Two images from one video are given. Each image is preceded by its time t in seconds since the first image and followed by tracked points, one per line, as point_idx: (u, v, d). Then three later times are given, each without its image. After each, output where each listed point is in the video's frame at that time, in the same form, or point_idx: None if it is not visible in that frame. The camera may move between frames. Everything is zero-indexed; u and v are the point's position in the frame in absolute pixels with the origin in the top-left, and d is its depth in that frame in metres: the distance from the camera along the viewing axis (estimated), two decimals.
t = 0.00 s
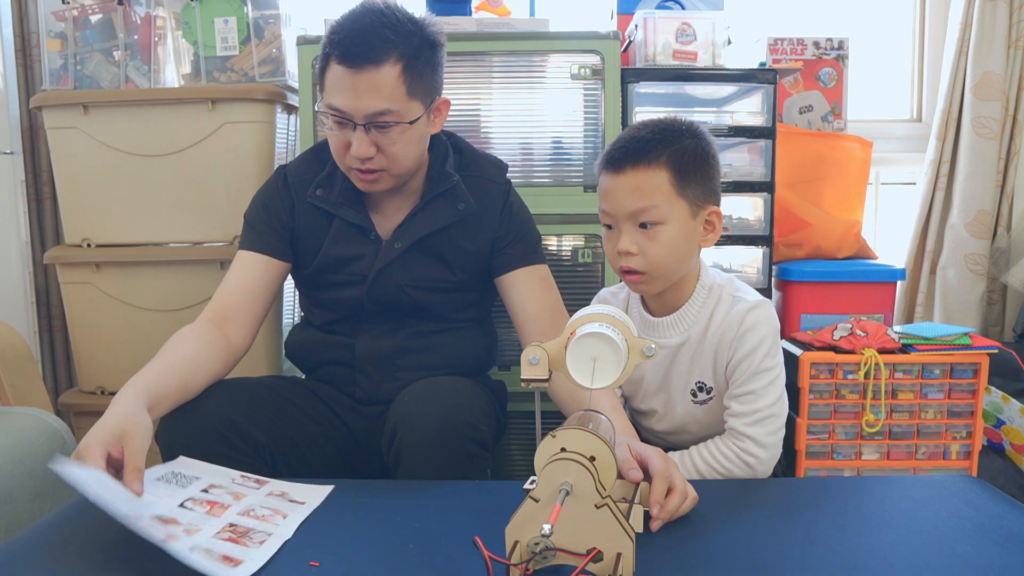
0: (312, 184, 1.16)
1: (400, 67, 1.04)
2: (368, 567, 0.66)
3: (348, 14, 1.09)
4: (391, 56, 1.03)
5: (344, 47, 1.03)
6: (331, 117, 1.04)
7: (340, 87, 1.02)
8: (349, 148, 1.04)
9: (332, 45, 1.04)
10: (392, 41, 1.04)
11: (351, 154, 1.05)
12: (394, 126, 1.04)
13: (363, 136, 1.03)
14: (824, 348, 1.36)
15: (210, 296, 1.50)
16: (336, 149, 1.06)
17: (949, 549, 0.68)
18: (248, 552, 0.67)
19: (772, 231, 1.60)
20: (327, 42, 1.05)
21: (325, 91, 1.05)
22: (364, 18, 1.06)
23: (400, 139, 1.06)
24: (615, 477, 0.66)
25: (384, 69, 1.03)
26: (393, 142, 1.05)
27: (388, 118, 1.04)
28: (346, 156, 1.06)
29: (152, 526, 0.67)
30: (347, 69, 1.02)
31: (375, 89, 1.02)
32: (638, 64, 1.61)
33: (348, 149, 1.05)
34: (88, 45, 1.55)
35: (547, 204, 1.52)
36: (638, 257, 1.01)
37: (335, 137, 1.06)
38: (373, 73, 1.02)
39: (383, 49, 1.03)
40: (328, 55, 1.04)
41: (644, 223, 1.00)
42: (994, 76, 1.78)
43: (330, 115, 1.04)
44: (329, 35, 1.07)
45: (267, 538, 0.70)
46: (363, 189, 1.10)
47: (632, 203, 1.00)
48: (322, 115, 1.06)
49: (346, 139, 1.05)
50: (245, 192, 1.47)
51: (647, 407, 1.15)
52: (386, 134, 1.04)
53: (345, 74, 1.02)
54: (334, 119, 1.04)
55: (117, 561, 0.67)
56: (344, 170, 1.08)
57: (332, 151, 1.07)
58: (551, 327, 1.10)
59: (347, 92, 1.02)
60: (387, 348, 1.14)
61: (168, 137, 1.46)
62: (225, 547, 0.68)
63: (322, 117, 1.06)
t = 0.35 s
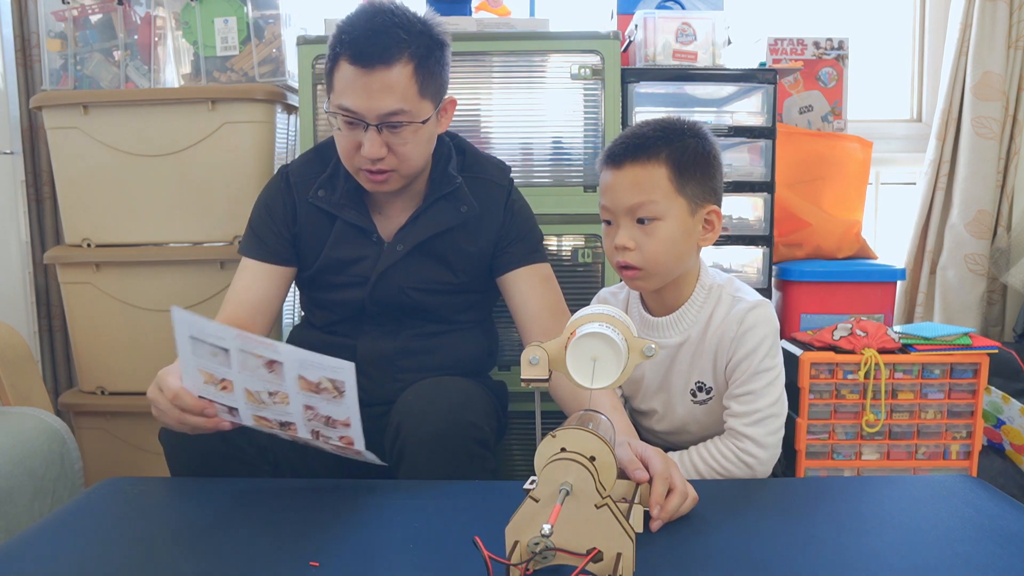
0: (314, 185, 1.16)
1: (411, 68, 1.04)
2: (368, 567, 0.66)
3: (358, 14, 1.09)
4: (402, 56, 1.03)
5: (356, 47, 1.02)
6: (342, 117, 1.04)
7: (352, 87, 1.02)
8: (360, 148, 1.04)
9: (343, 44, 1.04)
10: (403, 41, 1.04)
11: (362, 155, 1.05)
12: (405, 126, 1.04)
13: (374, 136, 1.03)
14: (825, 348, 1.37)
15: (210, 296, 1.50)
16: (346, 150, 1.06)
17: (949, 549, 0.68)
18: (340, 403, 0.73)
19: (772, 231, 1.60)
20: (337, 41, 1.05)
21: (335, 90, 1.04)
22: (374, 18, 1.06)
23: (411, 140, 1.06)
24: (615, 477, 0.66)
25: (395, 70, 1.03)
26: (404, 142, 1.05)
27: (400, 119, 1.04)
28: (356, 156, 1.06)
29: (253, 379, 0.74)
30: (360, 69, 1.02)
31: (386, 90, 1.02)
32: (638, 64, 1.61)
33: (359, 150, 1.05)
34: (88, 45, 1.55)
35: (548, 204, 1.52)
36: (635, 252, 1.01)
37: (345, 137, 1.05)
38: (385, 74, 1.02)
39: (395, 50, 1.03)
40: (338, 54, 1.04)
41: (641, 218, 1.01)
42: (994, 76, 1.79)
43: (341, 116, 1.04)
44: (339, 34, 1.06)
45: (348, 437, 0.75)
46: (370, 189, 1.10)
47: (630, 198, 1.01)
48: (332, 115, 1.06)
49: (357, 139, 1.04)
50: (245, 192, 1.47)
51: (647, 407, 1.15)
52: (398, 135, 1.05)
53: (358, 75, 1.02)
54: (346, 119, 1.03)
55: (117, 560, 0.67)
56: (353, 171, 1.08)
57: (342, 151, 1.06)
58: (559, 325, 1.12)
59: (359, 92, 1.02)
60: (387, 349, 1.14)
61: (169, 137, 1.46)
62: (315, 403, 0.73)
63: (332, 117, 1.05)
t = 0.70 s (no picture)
0: (307, 189, 1.16)
1: (450, 75, 1.06)
2: (368, 567, 0.66)
3: (391, 13, 1.08)
4: (444, 61, 1.05)
5: (408, 51, 1.03)
6: (389, 121, 1.03)
7: (405, 93, 1.03)
8: (401, 153, 1.05)
9: (392, 46, 1.03)
10: (441, 46, 1.05)
11: (402, 159, 1.05)
12: (444, 133, 1.07)
13: (418, 140, 1.04)
14: (824, 348, 1.37)
15: (210, 296, 1.50)
16: (383, 154, 1.05)
17: (949, 549, 0.68)
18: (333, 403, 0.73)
19: (772, 231, 1.60)
20: (382, 42, 1.04)
21: (380, 92, 1.04)
22: (413, 20, 1.06)
23: (445, 142, 1.08)
24: (615, 477, 0.66)
25: (442, 77, 1.04)
26: (440, 145, 1.07)
27: (442, 123, 1.06)
28: (394, 160, 1.06)
29: (245, 383, 0.75)
30: (412, 75, 1.02)
31: (435, 97, 1.04)
32: (638, 64, 1.61)
33: (399, 153, 1.05)
34: (88, 45, 1.55)
35: (548, 204, 1.52)
36: (633, 253, 1.01)
37: (385, 140, 1.05)
38: (434, 80, 1.03)
39: (441, 56, 1.04)
40: (385, 56, 1.03)
41: (640, 219, 1.01)
42: (994, 76, 1.78)
43: (383, 119, 1.04)
44: (380, 34, 1.05)
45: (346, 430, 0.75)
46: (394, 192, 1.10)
47: (629, 199, 1.01)
48: (372, 116, 1.05)
49: (398, 143, 1.05)
50: (245, 192, 1.47)
51: (646, 408, 1.15)
52: (438, 139, 1.06)
53: (410, 81, 1.02)
54: (389, 123, 1.04)
55: (118, 559, 0.67)
56: (384, 176, 1.08)
57: (377, 155, 1.06)
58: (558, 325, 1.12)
59: (412, 98, 1.03)
60: (387, 349, 1.14)
61: (169, 137, 1.46)
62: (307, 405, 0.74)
63: (370, 120, 1.05)
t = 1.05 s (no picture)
0: (310, 187, 1.16)
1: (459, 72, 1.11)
2: (368, 567, 0.66)
3: (399, 13, 1.13)
4: (455, 60, 1.10)
5: (423, 49, 1.07)
6: (409, 117, 1.08)
7: (423, 89, 1.07)
8: (419, 149, 1.08)
9: (406, 45, 1.08)
10: (451, 44, 1.10)
11: (420, 155, 1.09)
12: (458, 129, 1.11)
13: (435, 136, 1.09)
14: (824, 348, 1.36)
15: (210, 296, 1.50)
16: (403, 151, 1.09)
17: (948, 549, 0.68)
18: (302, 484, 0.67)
19: (772, 231, 1.60)
20: (396, 40, 1.08)
21: (398, 90, 1.08)
22: (421, 19, 1.11)
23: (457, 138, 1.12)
24: (615, 477, 0.66)
25: (454, 73, 1.09)
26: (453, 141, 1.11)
27: (456, 119, 1.10)
28: (413, 157, 1.09)
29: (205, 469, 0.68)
30: (428, 72, 1.07)
31: (450, 92, 1.08)
32: (638, 64, 1.61)
33: (417, 150, 1.09)
34: (88, 45, 1.55)
35: (548, 204, 1.52)
36: (629, 255, 1.01)
37: (404, 137, 1.08)
38: (448, 77, 1.08)
39: (453, 53, 1.09)
40: (401, 54, 1.08)
41: (635, 221, 1.00)
42: (994, 76, 1.78)
43: (404, 117, 1.08)
44: (393, 33, 1.09)
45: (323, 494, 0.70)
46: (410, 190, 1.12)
47: (624, 201, 1.00)
48: (391, 113, 1.09)
49: (417, 139, 1.09)
50: (245, 192, 1.47)
51: (645, 408, 1.15)
52: (452, 134, 1.11)
53: (428, 79, 1.07)
54: (410, 121, 1.08)
55: (118, 559, 0.67)
56: (401, 173, 1.10)
57: (396, 153, 1.09)
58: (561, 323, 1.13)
59: (429, 94, 1.07)
60: (387, 349, 1.14)
61: (169, 137, 1.46)
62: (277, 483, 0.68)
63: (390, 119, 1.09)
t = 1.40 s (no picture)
0: (311, 177, 1.17)
1: (425, 39, 1.11)
2: (369, 567, 0.66)
3: None
4: (414, 25, 1.10)
5: (379, 14, 1.08)
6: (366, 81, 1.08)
7: (379, 52, 1.07)
8: (379, 113, 1.08)
9: (363, 14, 1.09)
10: (411, 12, 1.11)
11: (379, 119, 1.08)
12: (421, 93, 1.10)
13: (393, 99, 1.08)
14: (825, 348, 1.36)
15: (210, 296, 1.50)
16: (362, 118, 1.09)
17: (948, 549, 0.68)
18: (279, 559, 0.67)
19: (772, 231, 1.60)
20: (356, 10, 1.10)
21: (355, 55, 1.09)
22: None
23: (426, 106, 1.11)
24: (615, 477, 0.66)
25: (415, 37, 1.09)
26: (419, 106, 1.10)
27: (417, 82, 1.09)
28: (373, 123, 1.09)
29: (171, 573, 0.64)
30: (382, 34, 1.08)
31: (408, 56, 1.08)
32: (638, 64, 1.61)
33: (376, 115, 1.08)
34: (88, 45, 1.55)
35: (548, 204, 1.52)
36: (625, 267, 1.02)
37: (363, 103, 1.09)
38: (407, 41, 1.08)
39: (413, 19, 1.09)
40: (359, 22, 1.09)
41: (629, 235, 1.00)
42: (994, 76, 1.79)
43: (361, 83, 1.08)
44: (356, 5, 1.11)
45: (289, 550, 0.69)
46: (377, 161, 1.11)
47: (616, 217, 1.00)
48: (349, 78, 1.09)
49: (375, 102, 1.09)
50: (245, 192, 1.47)
51: (643, 409, 1.15)
52: (413, 99, 1.09)
53: (382, 43, 1.07)
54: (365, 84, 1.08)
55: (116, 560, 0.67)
56: (365, 142, 1.10)
57: (357, 120, 1.09)
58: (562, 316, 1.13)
59: (385, 57, 1.07)
60: (388, 347, 1.14)
61: (168, 137, 1.46)
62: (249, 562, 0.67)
63: (349, 86, 1.09)
